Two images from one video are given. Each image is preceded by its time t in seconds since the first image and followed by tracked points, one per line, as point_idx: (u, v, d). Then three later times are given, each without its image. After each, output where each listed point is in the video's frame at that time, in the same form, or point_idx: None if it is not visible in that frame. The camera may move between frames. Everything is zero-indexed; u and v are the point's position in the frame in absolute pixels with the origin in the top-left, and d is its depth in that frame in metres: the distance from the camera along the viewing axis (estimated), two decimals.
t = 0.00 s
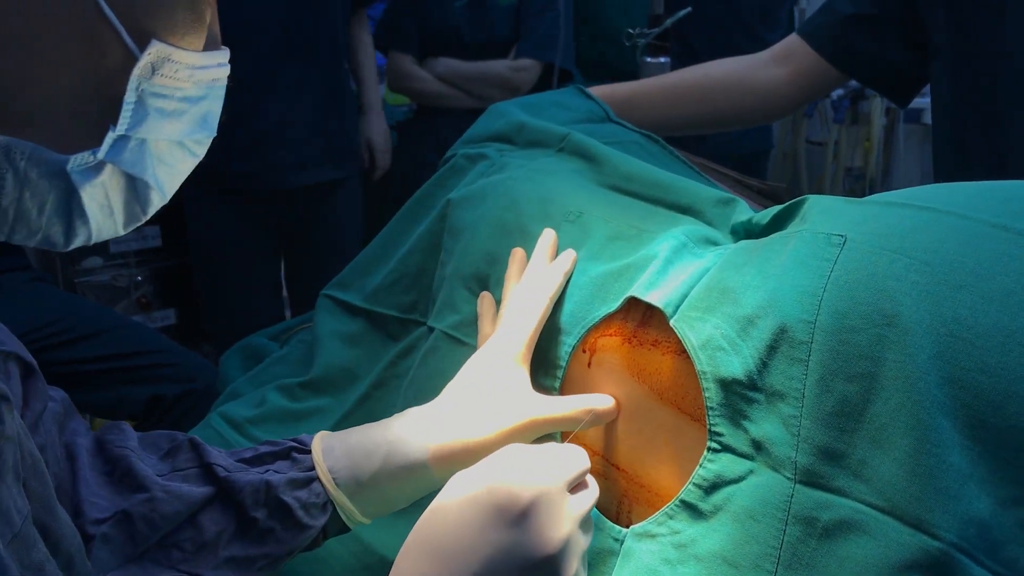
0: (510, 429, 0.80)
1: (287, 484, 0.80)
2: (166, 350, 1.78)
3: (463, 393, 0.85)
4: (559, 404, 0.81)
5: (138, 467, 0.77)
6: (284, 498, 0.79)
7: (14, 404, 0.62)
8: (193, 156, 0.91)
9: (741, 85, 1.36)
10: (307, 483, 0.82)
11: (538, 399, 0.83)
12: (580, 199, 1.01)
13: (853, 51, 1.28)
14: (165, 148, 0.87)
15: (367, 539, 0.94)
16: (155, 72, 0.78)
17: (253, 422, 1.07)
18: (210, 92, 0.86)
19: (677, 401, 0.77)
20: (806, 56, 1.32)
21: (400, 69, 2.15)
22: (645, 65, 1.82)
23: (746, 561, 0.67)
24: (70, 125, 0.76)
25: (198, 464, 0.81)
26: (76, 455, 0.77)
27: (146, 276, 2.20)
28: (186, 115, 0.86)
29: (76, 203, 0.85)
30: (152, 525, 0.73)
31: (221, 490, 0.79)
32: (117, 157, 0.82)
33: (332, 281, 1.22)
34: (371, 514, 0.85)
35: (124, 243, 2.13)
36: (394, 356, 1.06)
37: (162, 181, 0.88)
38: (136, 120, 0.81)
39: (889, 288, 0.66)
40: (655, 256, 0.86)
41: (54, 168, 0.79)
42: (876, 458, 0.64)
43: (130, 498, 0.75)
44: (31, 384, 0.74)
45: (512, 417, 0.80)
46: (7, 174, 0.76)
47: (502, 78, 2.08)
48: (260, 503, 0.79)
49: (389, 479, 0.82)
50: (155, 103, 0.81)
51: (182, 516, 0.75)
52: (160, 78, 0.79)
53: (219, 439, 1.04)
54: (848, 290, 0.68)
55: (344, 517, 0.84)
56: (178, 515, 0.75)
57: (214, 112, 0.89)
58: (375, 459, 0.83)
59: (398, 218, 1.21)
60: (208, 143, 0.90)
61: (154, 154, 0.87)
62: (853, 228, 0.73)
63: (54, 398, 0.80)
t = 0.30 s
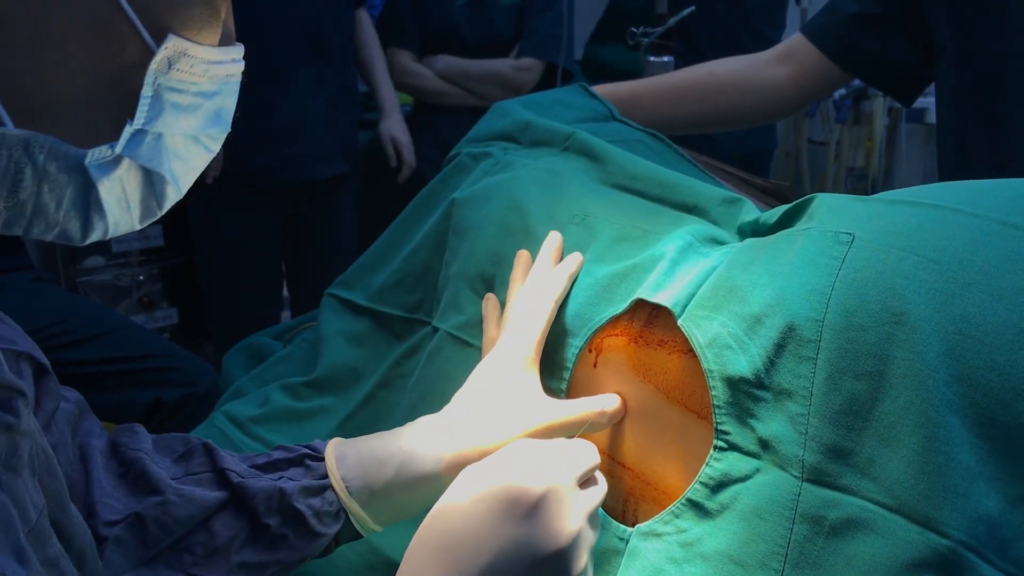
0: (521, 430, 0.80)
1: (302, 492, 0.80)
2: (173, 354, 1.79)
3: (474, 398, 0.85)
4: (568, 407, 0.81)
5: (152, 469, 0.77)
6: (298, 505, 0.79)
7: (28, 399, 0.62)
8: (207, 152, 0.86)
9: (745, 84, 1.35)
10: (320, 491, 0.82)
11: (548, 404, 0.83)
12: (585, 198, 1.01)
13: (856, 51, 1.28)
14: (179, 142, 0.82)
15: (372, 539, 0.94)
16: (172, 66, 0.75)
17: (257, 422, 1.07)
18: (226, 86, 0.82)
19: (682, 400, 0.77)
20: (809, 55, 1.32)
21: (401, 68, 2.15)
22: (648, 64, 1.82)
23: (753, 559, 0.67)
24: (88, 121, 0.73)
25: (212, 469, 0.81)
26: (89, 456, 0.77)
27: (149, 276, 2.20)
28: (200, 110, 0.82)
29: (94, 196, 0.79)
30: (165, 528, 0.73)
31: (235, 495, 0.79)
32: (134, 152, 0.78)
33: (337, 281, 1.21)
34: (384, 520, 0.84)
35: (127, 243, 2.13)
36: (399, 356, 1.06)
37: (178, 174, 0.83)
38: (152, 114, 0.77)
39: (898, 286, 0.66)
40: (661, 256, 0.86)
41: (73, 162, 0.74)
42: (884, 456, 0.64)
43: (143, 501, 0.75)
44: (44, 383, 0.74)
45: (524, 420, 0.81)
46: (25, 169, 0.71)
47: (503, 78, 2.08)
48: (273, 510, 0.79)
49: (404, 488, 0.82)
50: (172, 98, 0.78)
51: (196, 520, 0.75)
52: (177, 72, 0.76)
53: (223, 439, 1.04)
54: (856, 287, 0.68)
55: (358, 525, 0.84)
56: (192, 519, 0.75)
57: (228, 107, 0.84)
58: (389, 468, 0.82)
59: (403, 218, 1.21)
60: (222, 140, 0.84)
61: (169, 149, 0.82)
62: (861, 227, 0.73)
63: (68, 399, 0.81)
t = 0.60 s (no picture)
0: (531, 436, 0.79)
1: (313, 495, 0.80)
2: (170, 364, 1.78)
3: (484, 401, 0.86)
4: (573, 410, 0.80)
5: (165, 468, 0.77)
6: (309, 508, 0.79)
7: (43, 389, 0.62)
8: (219, 153, 0.84)
9: (748, 84, 1.35)
10: (331, 495, 0.82)
11: (555, 407, 0.82)
12: (591, 199, 1.01)
13: (857, 51, 1.28)
14: (190, 143, 0.80)
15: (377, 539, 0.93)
16: (183, 70, 0.73)
17: (262, 423, 1.07)
18: (238, 87, 0.80)
19: (688, 399, 0.77)
20: (812, 55, 1.32)
21: (401, 69, 2.14)
22: (651, 64, 1.82)
23: (759, 560, 0.67)
24: (94, 124, 0.72)
25: (224, 469, 0.81)
26: (102, 454, 0.77)
27: (151, 276, 2.20)
28: (212, 111, 0.80)
29: (107, 199, 0.76)
30: (176, 527, 0.73)
31: (246, 496, 0.79)
32: (147, 154, 0.76)
33: (341, 281, 1.21)
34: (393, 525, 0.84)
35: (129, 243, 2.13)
36: (404, 356, 1.05)
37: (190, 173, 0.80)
38: (165, 116, 0.75)
39: (905, 286, 0.66)
40: (668, 258, 0.87)
41: (86, 165, 0.72)
42: (891, 456, 0.64)
43: (155, 499, 0.75)
44: (57, 378, 0.74)
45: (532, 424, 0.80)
46: (40, 170, 0.70)
47: (503, 78, 2.08)
48: (284, 512, 0.79)
49: (415, 493, 0.83)
50: (184, 99, 0.76)
51: (207, 520, 0.75)
52: (189, 75, 0.74)
53: (227, 439, 1.04)
54: (863, 288, 0.68)
55: (367, 528, 0.84)
56: (203, 519, 0.75)
57: (240, 107, 0.83)
58: (401, 473, 0.83)
59: (407, 218, 1.21)
60: (234, 141, 0.83)
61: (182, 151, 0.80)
62: (868, 227, 0.73)
63: (81, 395, 0.80)
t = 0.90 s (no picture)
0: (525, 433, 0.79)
1: (302, 486, 0.80)
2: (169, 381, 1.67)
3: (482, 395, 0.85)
4: (570, 406, 0.81)
5: (156, 461, 0.77)
6: (298, 500, 0.79)
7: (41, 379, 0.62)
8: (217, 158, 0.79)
9: (750, 83, 1.35)
10: (320, 487, 0.81)
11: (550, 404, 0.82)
12: (593, 198, 1.01)
13: (859, 51, 1.28)
14: (184, 148, 0.77)
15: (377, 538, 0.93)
16: (173, 74, 0.71)
17: (263, 422, 1.07)
18: (232, 92, 0.77)
19: (688, 399, 0.77)
20: (814, 55, 1.32)
21: (402, 69, 2.14)
22: (653, 64, 1.82)
23: (761, 561, 0.66)
24: (83, 126, 0.71)
25: (216, 462, 0.81)
26: (97, 448, 0.77)
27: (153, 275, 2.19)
28: (204, 116, 0.77)
29: (95, 205, 0.76)
30: (167, 519, 0.74)
31: (237, 488, 0.79)
32: (135, 159, 0.74)
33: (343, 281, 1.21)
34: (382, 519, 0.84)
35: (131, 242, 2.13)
36: (405, 356, 1.05)
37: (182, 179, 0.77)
38: (153, 122, 0.73)
39: (908, 287, 0.66)
40: (669, 258, 0.87)
41: (74, 169, 0.72)
42: (893, 457, 0.63)
43: (145, 492, 0.75)
44: (59, 372, 0.75)
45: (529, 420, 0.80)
46: (28, 174, 0.71)
47: (502, 79, 2.08)
48: (273, 504, 0.79)
49: (405, 485, 0.82)
50: (174, 105, 0.73)
51: (197, 512, 0.76)
52: (178, 80, 0.72)
53: (229, 440, 1.03)
54: (865, 288, 0.68)
55: (356, 521, 0.83)
56: (193, 511, 0.75)
57: (236, 112, 0.79)
58: (391, 465, 0.83)
59: (409, 217, 1.21)
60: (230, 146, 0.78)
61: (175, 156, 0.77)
62: (870, 228, 0.72)
63: (80, 391, 0.80)
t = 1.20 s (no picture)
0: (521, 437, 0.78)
1: (295, 490, 0.81)
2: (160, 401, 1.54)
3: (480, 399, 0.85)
4: (568, 409, 0.79)
5: (150, 467, 0.78)
6: (292, 503, 0.79)
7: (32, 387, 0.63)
8: (206, 163, 0.84)
9: (751, 87, 1.35)
10: (314, 489, 0.82)
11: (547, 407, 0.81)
12: (593, 204, 1.01)
13: (860, 53, 1.28)
14: (172, 155, 0.81)
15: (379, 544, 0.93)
16: (158, 81, 0.75)
17: (266, 428, 1.07)
18: (220, 99, 0.80)
19: (694, 407, 0.77)
20: (815, 59, 1.32)
21: (402, 71, 2.15)
22: (654, 67, 1.82)
23: (765, 570, 0.66)
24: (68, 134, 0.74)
25: (210, 468, 0.82)
26: (92, 456, 0.77)
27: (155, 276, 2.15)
28: (193, 123, 0.80)
29: (83, 211, 0.79)
30: (161, 525, 0.74)
31: (231, 493, 0.80)
32: (122, 166, 0.78)
33: (345, 286, 1.21)
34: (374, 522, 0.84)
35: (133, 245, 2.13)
36: (406, 361, 1.06)
37: (171, 186, 0.82)
38: (140, 128, 0.77)
39: (911, 296, 0.66)
40: (670, 265, 0.87)
41: (59, 177, 0.75)
42: (898, 467, 0.63)
43: (140, 499, 0.76)
44: (54, 381, 0.77)
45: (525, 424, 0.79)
46: (13, 181, 0.72)
47: (501, 80, 2.08)
48: (267, 508, 0.79)
49: (397, 488, 0.82)
50: (160, 112, 0.77)
51: (191, 518, 0.76)
52: (164, 87, 0.75)
53: (234, 447, 1.04)
54: (868, 297, 0.68)
55: (349, 523, 0.83)
56: (187, 517, 0.76)
57: (225, 119, 0.82)
58: (382, 468, 0.82)
59: (410, 222, 1.21)
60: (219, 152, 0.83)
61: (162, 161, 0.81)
62: (872, 236, 0.72)
63: (75, 399, 0.81)
